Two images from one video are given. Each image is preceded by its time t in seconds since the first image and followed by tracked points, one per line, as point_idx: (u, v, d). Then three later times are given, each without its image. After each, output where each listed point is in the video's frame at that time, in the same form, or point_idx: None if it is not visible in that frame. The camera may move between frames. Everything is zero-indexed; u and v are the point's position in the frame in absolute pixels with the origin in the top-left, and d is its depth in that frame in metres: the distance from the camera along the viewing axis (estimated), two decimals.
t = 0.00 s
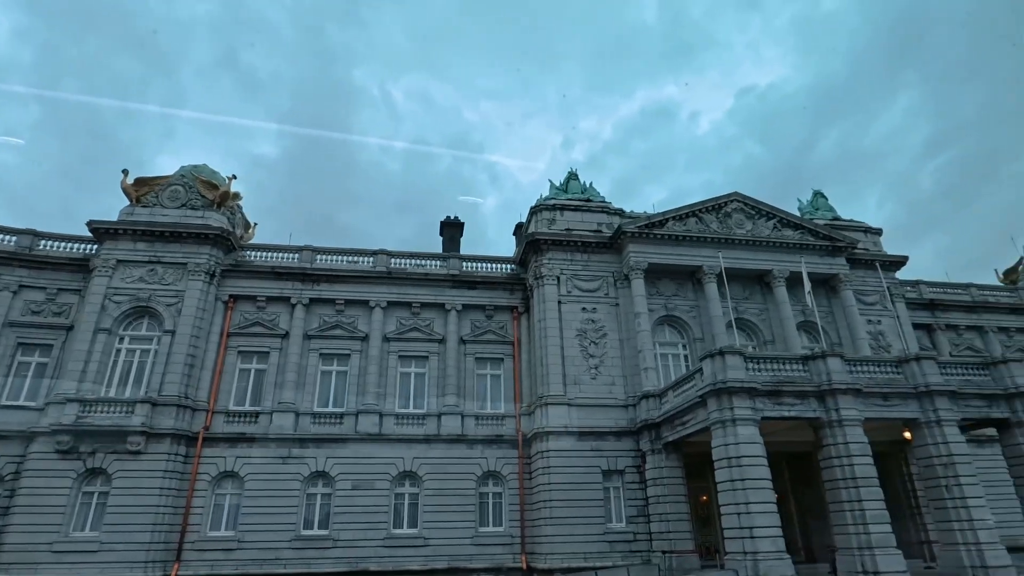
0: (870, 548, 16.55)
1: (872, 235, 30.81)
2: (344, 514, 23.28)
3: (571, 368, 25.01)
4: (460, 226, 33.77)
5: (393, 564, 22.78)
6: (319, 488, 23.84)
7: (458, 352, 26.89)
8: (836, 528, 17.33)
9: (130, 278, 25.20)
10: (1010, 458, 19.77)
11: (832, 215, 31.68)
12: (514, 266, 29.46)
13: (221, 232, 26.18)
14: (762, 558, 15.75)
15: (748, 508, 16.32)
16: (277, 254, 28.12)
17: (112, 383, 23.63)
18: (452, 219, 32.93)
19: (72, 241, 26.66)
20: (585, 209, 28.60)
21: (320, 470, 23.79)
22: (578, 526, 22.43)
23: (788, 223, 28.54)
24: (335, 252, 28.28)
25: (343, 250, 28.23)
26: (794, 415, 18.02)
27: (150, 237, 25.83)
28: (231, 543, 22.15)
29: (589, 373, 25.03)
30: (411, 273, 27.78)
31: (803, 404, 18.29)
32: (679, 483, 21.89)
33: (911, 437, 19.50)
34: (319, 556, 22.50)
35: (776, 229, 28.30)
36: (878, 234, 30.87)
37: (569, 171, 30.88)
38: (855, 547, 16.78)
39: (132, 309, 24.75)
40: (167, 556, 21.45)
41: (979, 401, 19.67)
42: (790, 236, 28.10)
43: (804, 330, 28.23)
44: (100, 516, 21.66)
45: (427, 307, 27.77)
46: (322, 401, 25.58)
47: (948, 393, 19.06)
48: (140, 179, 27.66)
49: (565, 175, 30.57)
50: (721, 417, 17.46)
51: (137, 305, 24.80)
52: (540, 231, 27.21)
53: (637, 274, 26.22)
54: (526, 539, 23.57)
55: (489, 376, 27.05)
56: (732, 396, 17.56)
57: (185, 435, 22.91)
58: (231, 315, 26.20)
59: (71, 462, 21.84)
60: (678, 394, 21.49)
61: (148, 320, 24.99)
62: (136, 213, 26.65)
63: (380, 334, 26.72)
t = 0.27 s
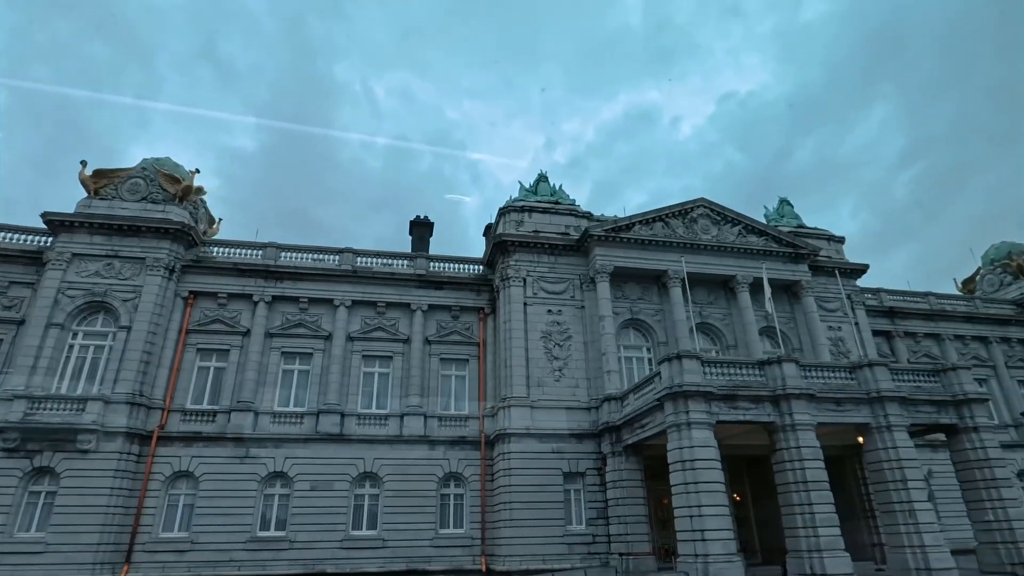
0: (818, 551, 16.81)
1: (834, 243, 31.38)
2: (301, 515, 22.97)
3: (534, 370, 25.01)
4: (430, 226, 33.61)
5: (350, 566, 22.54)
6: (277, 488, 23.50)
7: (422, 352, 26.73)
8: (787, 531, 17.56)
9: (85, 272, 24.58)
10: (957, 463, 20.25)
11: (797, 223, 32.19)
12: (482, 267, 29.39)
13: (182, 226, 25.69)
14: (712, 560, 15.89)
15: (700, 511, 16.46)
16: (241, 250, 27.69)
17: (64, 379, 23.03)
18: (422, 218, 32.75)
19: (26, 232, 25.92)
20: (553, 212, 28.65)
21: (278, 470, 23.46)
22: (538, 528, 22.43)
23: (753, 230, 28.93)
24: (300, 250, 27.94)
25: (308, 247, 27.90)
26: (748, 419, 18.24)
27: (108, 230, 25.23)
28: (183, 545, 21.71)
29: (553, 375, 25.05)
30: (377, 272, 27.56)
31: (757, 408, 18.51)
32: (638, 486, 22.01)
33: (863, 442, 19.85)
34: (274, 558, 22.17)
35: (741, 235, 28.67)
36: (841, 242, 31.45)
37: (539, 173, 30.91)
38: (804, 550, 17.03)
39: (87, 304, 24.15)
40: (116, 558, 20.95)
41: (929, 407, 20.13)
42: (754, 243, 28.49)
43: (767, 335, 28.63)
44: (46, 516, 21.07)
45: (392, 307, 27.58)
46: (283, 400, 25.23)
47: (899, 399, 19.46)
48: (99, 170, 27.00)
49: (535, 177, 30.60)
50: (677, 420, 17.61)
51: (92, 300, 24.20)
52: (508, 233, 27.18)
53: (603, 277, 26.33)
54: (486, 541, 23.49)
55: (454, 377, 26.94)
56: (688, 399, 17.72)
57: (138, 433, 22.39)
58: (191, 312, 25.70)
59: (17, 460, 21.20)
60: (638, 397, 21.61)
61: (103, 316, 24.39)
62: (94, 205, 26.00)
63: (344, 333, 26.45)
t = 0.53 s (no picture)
0: (779, 556, 16.92)
1: (806, 251, 31.78)
2: (267, 519, 22.65)
3: (506, 374, 24.95)
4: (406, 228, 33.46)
5: (316, 571, 22.27)
6: (242, 492, 23.16)
7: (394, 355, 26.55)
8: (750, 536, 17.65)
9: (49, 270, 24.08)
10: (919, 470, 20.53)
11: (770, 231, 32.53)
12: (457, 270, 29.30)
13: (150, 225, 25.29)
14: (673, 566, 15.92)
15: (662, 517, 16.50)
16: (211, 250, 27.33)
17: (23, 379, 22.52)
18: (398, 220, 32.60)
19: None
20: (528, 216, 28.66)
21: (244, 474, 23.13)
22: (506, 533, 22.34)
23: (726, 237, 29.19)
24: (272, 250, 27.65)
25: (280, 248, 27.62)
26: (713, 425, 18.34)
27: (73, 227, 24.76)
28: (144, 549, 21.29)
29: (524, 380, 25.02)
30: (349, 274, 27.36)
31: (723, 414, 18.61)
32: (607, 491, 22.03)
33: (827, 448, 20.05)
34: (238, 563, 21.84)
35: (714, 242, 28.91)
36: (812, 250, 31.85)
37: (515, 177, 30.92)
38: (766, 555, 17.13)
39: (49, 302, 23.66)
40: (73, 562, 20.47)
41: (891, 415, 20.40)
42: (726, 250, 28.74)
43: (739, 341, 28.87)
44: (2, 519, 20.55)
45: (365, 309, 27.39)
46: (251, 402, 24.90)
47: (862, 406, 19.69)
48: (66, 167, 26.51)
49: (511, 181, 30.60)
50: (642, 426, 17.66)
51: (55, 299, 23.71)
52: (482, 236, 27.13)
53: (576, 281, 26.37)
54: (455, 546, 23.33)
55: (426, 380, 26.79)
56: (653, 405, 17.77)
57: (99, 435, 21.93)
58: (158, 312, 25.28)
59: None
60: (607, 402, 21.65)
61: (67, 315, 23.91)
62: (60, 202, 25.51)
63: (314, 335, 26.20)
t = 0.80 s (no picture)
0: (745, 560, 16.96)
1: (781, 257, 32.06)
2: (234, 522, 22.32)
3: (480, 376, 24.85)
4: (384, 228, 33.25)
5: (283, 574, 21.99)
6: (209, 494, 22.83)
7: (368, 356, 26.34)
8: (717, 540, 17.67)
9: (14, 266, 23.60)
10: (886, 474, 20.71)
11: (747, 237, 32.76)
12: (433, 272, 29.17)
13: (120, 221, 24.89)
14: (639, 569, 15.90)
15: (629, 520, 16.48)
16: (183, 247, 26.95)
17: None
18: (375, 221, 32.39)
19: None
20: (505, 218, 28.61)
21: (211, 475, 22.80)
22: (477, 536, 22.22)
23: (702, 242, 29.36)
24: (246, 249, 27.33)
25: (254, 247, 27.32)
26: (682, 429, 18.37)
27: (40, 223, 24.29)
28: (106, 552, 20.88)
29: (498, 382, 24.93)
30: (324, 274, 27.12)
31: (692, 418, 18.64)
32: (578, 495, 21.99)
33: (795, 453, 20.16)
34: (203, 566, 21.48)
35: (690, 247, 29.07)
36: (788, 256, 32.15)
37: (494, 179, 30.86)
38: (732, 559, 17.15)
39: (14, 299, 23.18)
40: (32, 565, 20.02)
41: (860, 419, 20.57)
42: (702, 254, 28.90)
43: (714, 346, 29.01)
44: None
45: (339, 310, 27.16)
46: (220, 403, 24.55)
47: (831, 411, 19.83)
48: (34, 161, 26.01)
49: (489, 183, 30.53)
50: (611, 429, 17.64)
51: (19, 296, 23.23)
52: (458, 238, 27.02)
53: (552, 284, 26.34)
54: (425, 549, 23.14)
55: (400, 382, 26.59)
56: (622, 408, 17.77)
57: (62, 435, 21.50)
58: (126, 310, 24.87)
59: None
60: (579, 405, 21.63)
61: (31, 312, 23.43)
62: (27, 197, 25.02)
63: (287, 336, 25.91)
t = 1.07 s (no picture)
0: (709, 562, 16.94)
1: (757, 260, 32.25)
2: (199, 523, 21.97)
3: (452, 376, 24.69)
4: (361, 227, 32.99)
5: None
6: (174, 494, 22.46)
7: (340, 355, 26.08)
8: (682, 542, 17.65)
9: None
10: (852, 477, 20.83)
11: (724, 239, 32.90)
12: (408, 271, 28.98)
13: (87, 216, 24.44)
14: (602, 571, 15.83)
15: (593, 522, 16.41)
16: (153, 243, 26.54)
17: None
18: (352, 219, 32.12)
19: None
20: (482, 218, 28.50)
21: (176, 475, 22.43)
22: (445, 537, 22.06)
23: (678, 244, 29.43)
24: (218, 246, 26.97)
25: (226, 243, 26.97)
26: (649, 430, 18.33)
27: (4, 216, 23.79)
28: (65, 553, 20.45)
29: (471, 382, 24.78)
30: (297, 272, 26.83)
31: (660, 420, 18.61)
32: (548, 496, 21.90)
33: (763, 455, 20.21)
34: (166, 567, 21.12)
35: (666, 249, 29.13)
36: (764, 259, 32.35)
37: (472, 178, 30.73)
38: (697, 561, 17.12)
39: None
40: None
41: (828, 421, 20.66)
42: (678, 257, 28.97)
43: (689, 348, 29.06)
44: None
45: (312, 308, 26.88)
46: (188, 401, 24.18)
47: (798, 413, 19.92)
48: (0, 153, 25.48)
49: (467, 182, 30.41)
50: (577, 430, 17.57)
51: None
52: (433, 237, 26.85)
53: (526, 285, 26.24)
54: (394, 550, 22.92)
55: (372, 382, 26.36)
56: (589, 409, 17.71)
57: (22, 434, 21.03)
58: (93, 306, 24.42)
59: None
60: (550, 406, 21.56)
61: None
62: None
63: (258, 334, 25.59)
